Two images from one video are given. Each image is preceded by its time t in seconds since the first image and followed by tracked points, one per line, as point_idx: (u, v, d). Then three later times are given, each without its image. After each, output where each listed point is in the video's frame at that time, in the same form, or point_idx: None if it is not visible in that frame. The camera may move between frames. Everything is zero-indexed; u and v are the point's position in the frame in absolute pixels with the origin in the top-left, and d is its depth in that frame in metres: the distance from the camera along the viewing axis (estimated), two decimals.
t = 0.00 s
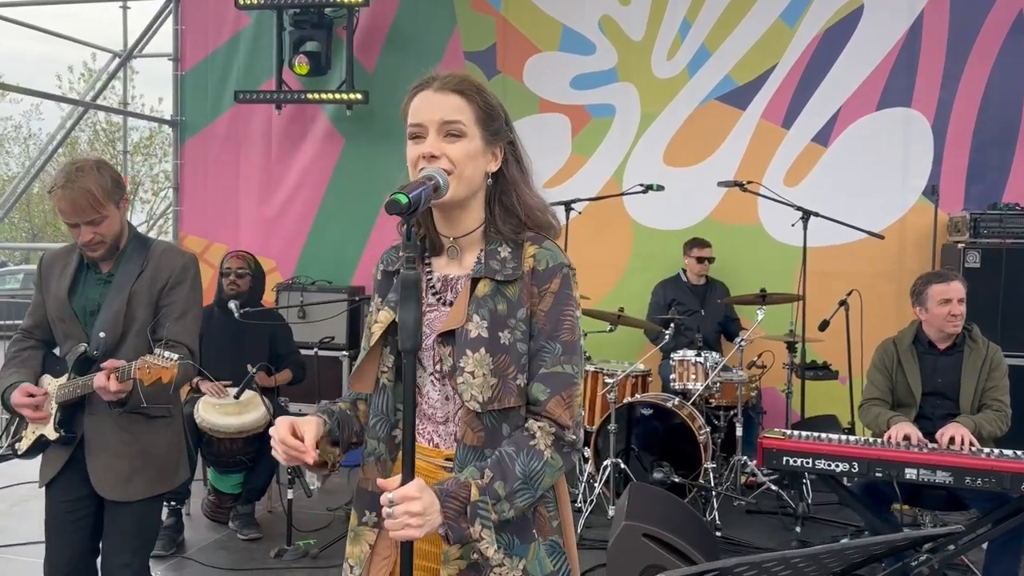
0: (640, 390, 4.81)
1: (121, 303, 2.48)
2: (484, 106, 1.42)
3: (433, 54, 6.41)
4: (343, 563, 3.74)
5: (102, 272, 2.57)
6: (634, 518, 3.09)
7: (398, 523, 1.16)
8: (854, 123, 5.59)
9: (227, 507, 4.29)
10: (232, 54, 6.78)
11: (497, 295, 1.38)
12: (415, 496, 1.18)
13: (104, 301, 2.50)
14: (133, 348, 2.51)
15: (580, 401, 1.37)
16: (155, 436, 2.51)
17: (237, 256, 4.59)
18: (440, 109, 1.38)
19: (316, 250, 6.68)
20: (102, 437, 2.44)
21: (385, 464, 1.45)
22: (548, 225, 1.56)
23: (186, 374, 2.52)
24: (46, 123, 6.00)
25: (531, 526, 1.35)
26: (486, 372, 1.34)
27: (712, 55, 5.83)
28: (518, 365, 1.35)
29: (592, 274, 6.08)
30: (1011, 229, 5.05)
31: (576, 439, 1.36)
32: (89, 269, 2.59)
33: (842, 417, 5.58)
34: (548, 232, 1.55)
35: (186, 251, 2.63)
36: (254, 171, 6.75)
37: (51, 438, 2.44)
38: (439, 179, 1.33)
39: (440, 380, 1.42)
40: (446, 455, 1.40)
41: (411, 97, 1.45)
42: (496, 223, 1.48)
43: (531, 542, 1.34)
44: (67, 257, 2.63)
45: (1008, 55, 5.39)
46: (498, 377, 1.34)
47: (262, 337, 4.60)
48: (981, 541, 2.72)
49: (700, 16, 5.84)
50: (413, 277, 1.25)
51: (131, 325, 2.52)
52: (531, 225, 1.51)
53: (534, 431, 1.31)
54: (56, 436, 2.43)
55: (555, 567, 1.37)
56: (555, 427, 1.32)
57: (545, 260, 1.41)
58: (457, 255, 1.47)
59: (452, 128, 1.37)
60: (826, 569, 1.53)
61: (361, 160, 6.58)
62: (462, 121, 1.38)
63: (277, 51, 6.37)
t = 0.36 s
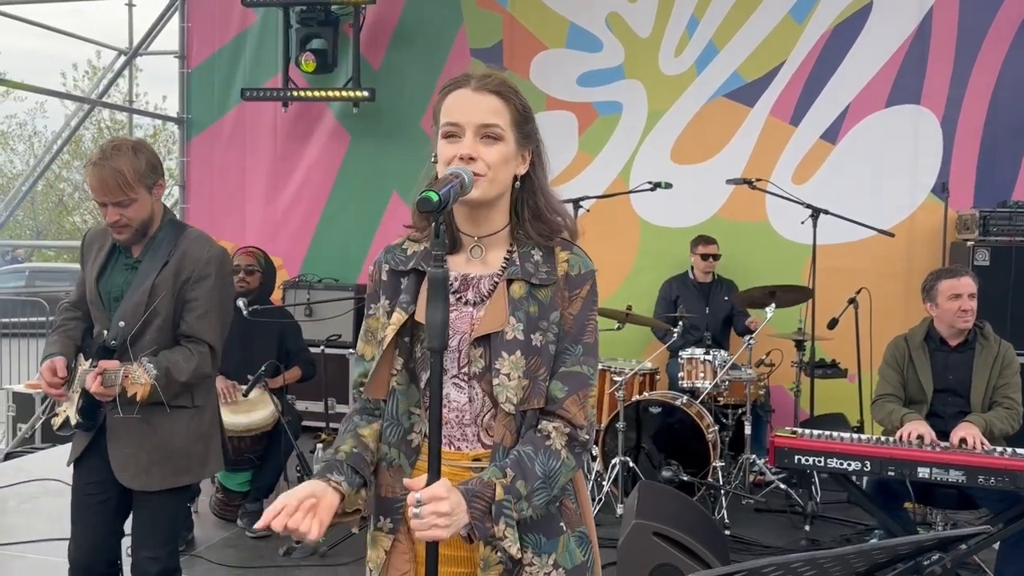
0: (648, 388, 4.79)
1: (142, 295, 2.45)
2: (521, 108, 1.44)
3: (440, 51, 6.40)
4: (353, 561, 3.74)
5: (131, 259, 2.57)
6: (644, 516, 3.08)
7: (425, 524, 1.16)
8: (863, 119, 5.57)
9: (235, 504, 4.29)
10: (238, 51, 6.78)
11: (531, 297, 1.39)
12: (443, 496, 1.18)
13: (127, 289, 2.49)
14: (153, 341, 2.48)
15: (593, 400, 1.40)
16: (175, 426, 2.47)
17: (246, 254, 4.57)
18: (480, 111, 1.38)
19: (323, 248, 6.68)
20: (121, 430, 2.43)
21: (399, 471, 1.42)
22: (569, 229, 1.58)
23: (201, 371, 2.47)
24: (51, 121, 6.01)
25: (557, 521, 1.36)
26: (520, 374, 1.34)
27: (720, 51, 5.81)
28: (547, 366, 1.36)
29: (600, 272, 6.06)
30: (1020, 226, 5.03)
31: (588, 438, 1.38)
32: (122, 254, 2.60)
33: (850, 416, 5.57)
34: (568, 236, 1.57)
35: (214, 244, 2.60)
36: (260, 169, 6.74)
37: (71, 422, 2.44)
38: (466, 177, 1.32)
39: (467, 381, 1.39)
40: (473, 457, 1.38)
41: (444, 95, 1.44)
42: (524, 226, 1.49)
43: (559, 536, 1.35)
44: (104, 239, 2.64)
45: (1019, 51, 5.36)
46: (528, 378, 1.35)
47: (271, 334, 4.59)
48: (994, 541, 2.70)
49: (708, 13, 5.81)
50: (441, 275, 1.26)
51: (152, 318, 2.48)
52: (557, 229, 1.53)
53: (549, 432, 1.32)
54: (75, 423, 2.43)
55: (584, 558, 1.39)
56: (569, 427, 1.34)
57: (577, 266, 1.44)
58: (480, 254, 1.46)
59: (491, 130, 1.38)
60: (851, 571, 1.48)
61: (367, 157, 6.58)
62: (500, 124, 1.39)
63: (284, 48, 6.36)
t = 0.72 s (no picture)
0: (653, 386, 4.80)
1: (155, 305, 2.45)
2: (536, 101, 1.44)
3: (445, 49, 6.40)
4: (359, 558, 3.75)
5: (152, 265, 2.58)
6: (651, 514, 3.09)
7: (437, 519, 1.18)
8: (869, 117, 5.56)
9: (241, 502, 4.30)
10: (243, 49, 6.78)
11: (547, 289, 1.40)
12: (454, 493, 1.19)
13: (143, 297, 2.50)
14: (165, 350, 2.49)
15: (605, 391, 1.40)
16: (183, 435, 2.47)
17: (252, 252, 4.57)
18: (495, 106, 1.38)
19: (328, 246, 6.68)
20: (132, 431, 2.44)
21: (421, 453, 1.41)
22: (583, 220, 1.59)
23: (210, 383, 2.47)
24: (55, 118, 6.04)
25: (570, 513, 1.35)
26: (541, 367, 1.35)
27: (725, 48, 5.80)
28: (561, 356, 1.37)
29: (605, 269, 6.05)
30: None
31: (601, 427, 1.37)
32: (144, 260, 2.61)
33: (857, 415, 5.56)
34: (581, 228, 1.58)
35: (232, 257, 2.58)
36: (265, 166, 6.74)
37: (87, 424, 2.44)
38: (478, 174, 1.31)
39: (485, 374, 1.39)
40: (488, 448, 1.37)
41: (459, 88, 1.44)
42: (539, 218, 1.50)
43: (572, 528, 1.35)
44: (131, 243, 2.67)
45: None
46: (545, 369, 1.36)
47: (277, 333, 4.59)
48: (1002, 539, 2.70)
49: (713, 10, 5.81)
50: (452, 271, 1.25)
51: (165, 327, 2.49)
52: (571, 220, 1.53)
53: (561, 422, 1.33)
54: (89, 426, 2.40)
55: (596, 549, 1.38)
56: (581, 417, 1.34)
57: (591, 258, 1.45)
58: (494, 247, 1.46)
59: (507, 125, 1.38)
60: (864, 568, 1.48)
61: (372, 155, 6.58)
62: (516, 119, 1.39)
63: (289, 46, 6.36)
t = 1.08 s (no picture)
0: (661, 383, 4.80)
1: (179, 297, 2.45)
2: (537, 93, 1.41)
3: (451, 46, 6.39)
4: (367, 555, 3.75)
5: (162, 256, 2.56)
6: (659, 512, 3.07)
7: (450, 514, 1.16)
8: (876, 114, 5.54)
9: (249, 499, 4.30)
10: (249, 47, 6.78)
11: (555, 286, 1.37)
12: (466, 488, 1.17)
13: (160, 290, 2.49)
14: (184, 339, 2.52)
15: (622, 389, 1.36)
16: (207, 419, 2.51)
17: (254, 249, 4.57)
18: (495, 101, 1.37)
19: (334, 244, 6.69)
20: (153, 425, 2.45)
21: (429, 460, 1.42)
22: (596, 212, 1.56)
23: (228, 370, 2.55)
24: (61, 117, 5.96)
25: (585, 513, 1.35)
26: (548, 365, 1.33)
27: (732, 45, 5.78)
28: (572, 356, 1.34)
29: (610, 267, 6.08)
30: None
31: (617, 428, 1.34)
32: (151, 249, 2.57)
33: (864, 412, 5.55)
34: (593, 220, 1.54)
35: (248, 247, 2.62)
36: (270, 164, 6.75)
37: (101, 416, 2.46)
38: (486, 170, 1.29)
39: (497, 371, 1.39)
40: (505, 445, 1.37)
41: (460, 87, 1.43)
42: (548, 212, 1.48)
43: (586, 529, 1.34)
44: (130, 231, 2.59)
45: None
46: (555, 367, 1.33)
47: (281, 330, 4.59)
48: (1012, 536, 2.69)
49: (720, 7, 5.79)
50: (463, 268, 1.22)
51: (186, 319, 2.51)
52: (581, 214, 1.51)
53: (576, 422, 1.30)
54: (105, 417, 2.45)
55: (611, 552, 1.36)
56: (596, 417, 1.31)
57: (601, 253, 1.41)
58: (505, 245, 1.45)
59: (509, 119, 1.37)
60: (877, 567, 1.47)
61: (378, 153, 6.58)
62: (518, 111, 1.38)
63: (294, 44, 6.36)
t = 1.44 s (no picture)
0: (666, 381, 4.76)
1: (187, 291, 2.50)
2: (538, 96, 1.40)
3: (457, 44, 6.39)
4: (377, 552, 3.76)
5: (159, 254, 2.56)
6: (671, 509, 3.07)
7: (472, 511, 1.16)
8: (884, 112, 5.53)
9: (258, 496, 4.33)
10: (255, 45, 6.79)
11: (564, 290, 1.35)
12: (489, 485, 1.17)
13: (165, 286, 2.51)
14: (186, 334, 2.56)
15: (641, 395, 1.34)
16: (209, 408, 2.56)
17: (258, 247, 4.54)
18: (497, 104, 1.36)
19: (341, 242, 6.69)
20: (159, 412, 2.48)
21: (442, 464, 1.42)
22: (606, 213, 1.52)
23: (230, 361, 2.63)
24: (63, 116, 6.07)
25: (603, 517, 1.34)
26: (557, 368, 1.31)
27: (739, 43, 5.78)
28: (584, 360, 1.32)
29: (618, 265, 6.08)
30: None
31: (639, 433, 1.32)
32: (147, 248, 2.56)
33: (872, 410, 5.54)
34: (604, 222, 1.51)
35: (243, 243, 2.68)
36: (277, 162, 6.75)
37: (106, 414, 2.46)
38: (506, 168, 1.30)
39: (509, 376, 1.37)
40: (521, 449, 1.36)
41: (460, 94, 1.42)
42: (557, 215, 1.45)
43: (604, 533, 1.33)
44: (123, 231, 2.57)
45: None
46: (568, 371, 1.32)
47: (289, 328, 4.59)
48: None
49: (727, 4, 5.78)
50: (486, 266, 1.21)
51: (191, 312, 2.56)
52: (590, 213, 1.48)
53: (598, 424, 1.28)
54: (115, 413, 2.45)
55: (630, 557, 1.36)
56: (618, 421, 1.29)
57: (611, 254, 1.37)
58: (517, 249, 1.44)
59: (510, 121, 1.36)
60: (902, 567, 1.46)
61: (385, 151, 6.58)
62: (519, 113, 1.36)
63: (302, 42, 6.36)
